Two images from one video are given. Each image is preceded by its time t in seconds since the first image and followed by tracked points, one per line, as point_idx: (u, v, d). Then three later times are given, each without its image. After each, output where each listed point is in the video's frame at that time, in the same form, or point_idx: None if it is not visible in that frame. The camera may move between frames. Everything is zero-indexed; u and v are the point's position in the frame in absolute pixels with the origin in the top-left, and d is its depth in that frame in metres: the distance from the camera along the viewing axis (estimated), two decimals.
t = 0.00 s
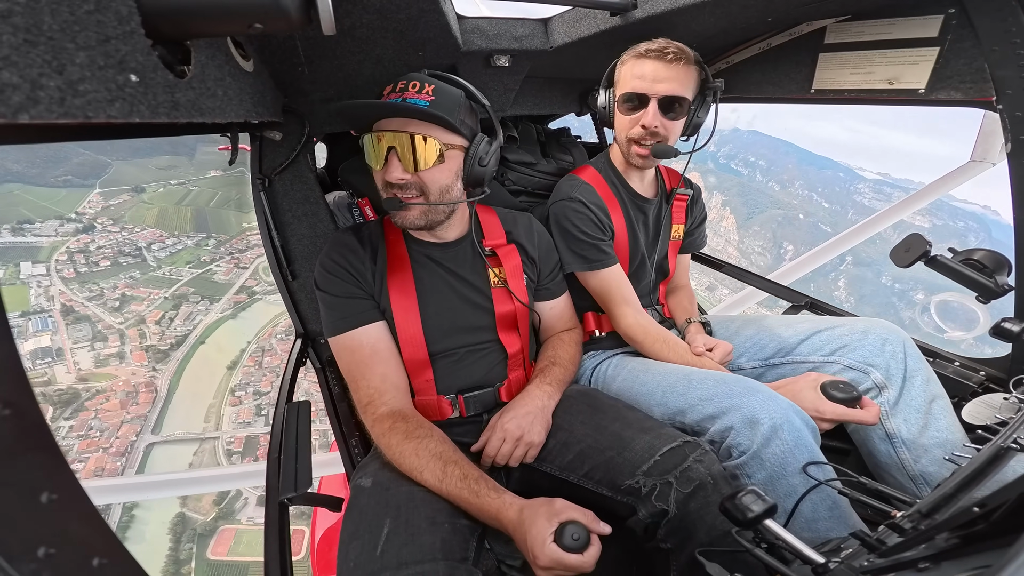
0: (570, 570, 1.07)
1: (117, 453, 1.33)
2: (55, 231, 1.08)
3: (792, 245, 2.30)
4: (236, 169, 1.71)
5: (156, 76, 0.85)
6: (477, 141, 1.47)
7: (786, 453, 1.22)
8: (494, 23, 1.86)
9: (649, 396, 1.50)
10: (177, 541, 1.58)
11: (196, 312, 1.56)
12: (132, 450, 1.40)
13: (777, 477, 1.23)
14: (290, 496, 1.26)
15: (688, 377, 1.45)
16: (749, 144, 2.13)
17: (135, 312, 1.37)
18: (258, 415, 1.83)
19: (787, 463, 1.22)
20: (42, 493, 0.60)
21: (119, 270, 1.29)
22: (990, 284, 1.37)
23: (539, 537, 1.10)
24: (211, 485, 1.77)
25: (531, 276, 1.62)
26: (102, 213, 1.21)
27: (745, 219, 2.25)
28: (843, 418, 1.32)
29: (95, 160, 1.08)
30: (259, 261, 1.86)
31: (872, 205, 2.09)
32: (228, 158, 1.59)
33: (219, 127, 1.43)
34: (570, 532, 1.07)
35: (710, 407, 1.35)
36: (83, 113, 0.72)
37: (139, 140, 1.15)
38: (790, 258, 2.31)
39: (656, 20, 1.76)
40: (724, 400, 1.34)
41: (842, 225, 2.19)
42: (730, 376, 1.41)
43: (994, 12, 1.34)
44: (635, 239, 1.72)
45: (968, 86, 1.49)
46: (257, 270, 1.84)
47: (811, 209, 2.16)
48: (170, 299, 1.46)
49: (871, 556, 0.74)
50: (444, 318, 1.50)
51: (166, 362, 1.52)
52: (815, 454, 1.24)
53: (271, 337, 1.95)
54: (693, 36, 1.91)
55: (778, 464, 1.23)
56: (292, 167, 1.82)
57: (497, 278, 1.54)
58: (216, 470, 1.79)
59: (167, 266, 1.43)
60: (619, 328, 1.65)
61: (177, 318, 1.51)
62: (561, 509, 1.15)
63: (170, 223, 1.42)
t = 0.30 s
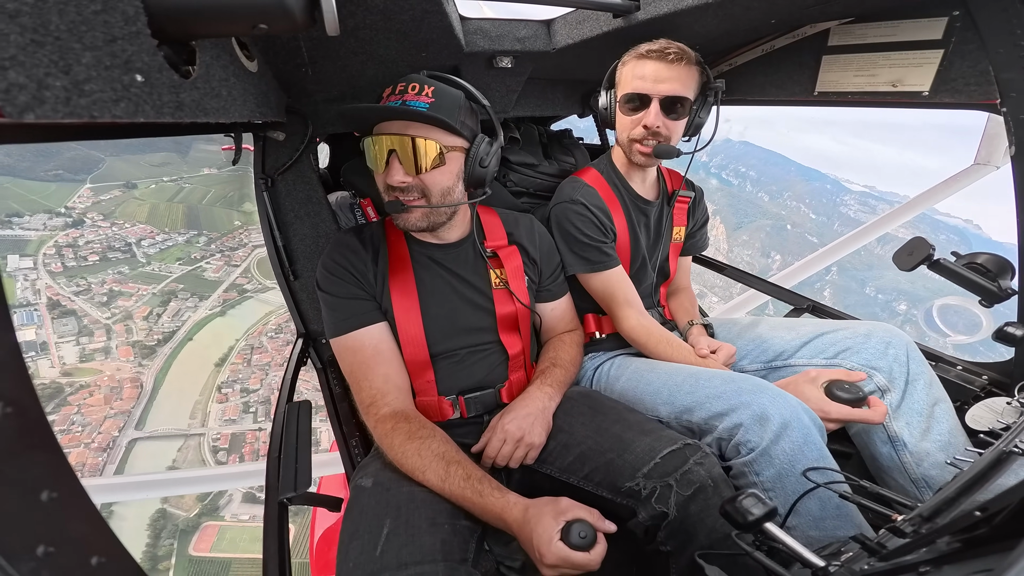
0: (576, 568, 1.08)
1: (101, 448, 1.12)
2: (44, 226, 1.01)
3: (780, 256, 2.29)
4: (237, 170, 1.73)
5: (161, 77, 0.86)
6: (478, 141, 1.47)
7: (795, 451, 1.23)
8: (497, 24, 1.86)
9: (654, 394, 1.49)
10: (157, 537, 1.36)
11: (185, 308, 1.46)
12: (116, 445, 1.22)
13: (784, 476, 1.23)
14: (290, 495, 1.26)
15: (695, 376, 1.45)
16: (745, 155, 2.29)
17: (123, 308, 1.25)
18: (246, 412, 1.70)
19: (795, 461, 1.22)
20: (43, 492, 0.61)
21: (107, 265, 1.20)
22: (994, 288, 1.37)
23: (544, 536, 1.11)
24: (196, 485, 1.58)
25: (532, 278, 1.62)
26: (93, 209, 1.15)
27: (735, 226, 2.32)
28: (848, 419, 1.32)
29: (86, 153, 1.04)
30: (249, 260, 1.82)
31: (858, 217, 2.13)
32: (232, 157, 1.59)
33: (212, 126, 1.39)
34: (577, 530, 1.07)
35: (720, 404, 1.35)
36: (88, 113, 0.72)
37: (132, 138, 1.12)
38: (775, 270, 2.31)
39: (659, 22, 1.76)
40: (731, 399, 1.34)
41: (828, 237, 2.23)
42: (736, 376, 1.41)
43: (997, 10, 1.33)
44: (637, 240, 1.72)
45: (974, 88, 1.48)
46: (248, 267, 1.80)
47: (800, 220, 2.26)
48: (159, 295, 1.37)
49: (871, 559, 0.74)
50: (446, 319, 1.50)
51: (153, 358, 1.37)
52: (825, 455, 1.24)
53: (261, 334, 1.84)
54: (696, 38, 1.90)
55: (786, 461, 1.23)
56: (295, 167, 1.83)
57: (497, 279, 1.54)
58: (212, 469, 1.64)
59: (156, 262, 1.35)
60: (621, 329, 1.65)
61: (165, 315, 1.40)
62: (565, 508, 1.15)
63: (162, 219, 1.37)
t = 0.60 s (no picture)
0: (573, 570, 1.08)
1: (90, 444, 1.08)
2: (37, 223, 1.01)
3: (770, 260, 2.35)
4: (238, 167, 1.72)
5: (167, 74, 0.86)
6: (475, 142, 1.47)
7: (795, 455, 1.22)
8: (501, 26, 1.86)
9: (654, 397, 1.48)
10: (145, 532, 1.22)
11: (177, 306, 1.46)
12: (105, 441, 1.16)
13: (783, 479, 1.23)
14: (285, 495, 1.26)
15: (695, 380, 1.45)
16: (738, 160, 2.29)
17: (114, 304, 1.23)
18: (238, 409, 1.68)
19: (794, 465, 1.22)
20: (35, 487, 0.61)
21: (99, 262, 1.19)
22: (993, 296, 1.37)
23: (542, 537, 1.10)
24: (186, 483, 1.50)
25: (532, 280, 1.62)
26: (86, 206, 1.14)
27: (728, 230, 2.28)
28: (847, 424, 1.31)
29: (82, 152, 1.03)
30: (245, 256, 1.79)
31: (846, 223, 2.25)
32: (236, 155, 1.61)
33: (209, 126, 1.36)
34: (575, 531, 1.08)
35: (720, 408, 1.34)
36: (94, 109, 0.72)
37: (128, 137, 1.10)
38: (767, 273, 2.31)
39: (663, 26, 1.76)
40: (730, 403, 1.34)
41: (818, 242, 2.34)
42: (736, 380, 1.41)
43: (1002, 16, 1.32)
44: (636, 244, 1.72)
45: (978, 96, 1.48)
46: (242, 266, 1.76)
47: (789, 225, 2.36)
48: (150, 293, 1.35)
49: (865, 566, 0.72)
50: (446, 320, 1.50)
51: (144, 355, 1.34)
52: (824, 460, 1.23)
53: (255, 332, 1.81)
54: (701, 42, 1.90)
55: (786, 465, 1.22)
56: (298, 166, 1.84)
57: (497, 281, 1.55)
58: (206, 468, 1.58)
59: (148, 260, 1.33)
60: (620, 332, 1.65)
61: (157, 312, 1.38)
62: (563, 509, 1.15)
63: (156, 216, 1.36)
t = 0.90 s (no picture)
0: (571, 571, 1.09)
1: (83, 440, 0.99)
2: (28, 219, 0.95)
3: (762, 263, 2.33)
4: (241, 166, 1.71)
5: (174, 71, 0.86)
6: (479, 144, 1.47)
7: (793, 461, 1.22)
8: (506, 28, 1.86)
9: (653, 401, 1.48)
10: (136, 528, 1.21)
11: (171, 304, 1.42)
12: (100, 438, 1.10)
13: (780, 486, 1.22)
14: (281, 493, 1.26)
15: (694, 385, 1.44)
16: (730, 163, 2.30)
17: (107, 301, 1.19)
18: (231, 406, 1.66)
19: (792, 472, 1.21)
20: (29, 482, 0.61)
21: (93, 258, 1.15)
22: (995, 305, 1.36)
23: (541, 537, 1.11)
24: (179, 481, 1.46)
25: (532, 282, 1.62)
26: (79, 204, 1.12)
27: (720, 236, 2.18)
28: (847, 431, 1.31)
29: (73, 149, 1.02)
30: (238, 255, 1.75)
31: (836, 226, 2.18)
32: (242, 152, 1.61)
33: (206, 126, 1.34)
34: (574, 531, 1.08)
35: (719, 413, 1.34)
36: (101, 105, 0.73)
37: (126, 133, 1.11)
38: (759, 275, 2.30)
39: (669, 30, 1.76)
40: (729, 408, 1.33)
41: (808, 245, 2.28)
42: (736, 385, 1.41)
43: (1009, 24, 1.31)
44: (637, 248, 1.71)
45: (983, 103, 1.47)
46: (235, 265, 1.73)
47: (779, 229, 2.34)
48: (144, 291, 1.33)
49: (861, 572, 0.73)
50: (446, 320, 1.50)
51: (137, 352, 1.30)
52: (822, 466, 1.23)
53: (248, 331, 1.80)
54: (706, 46, 1.90)
55: (783, 471, 1.22)
56: (301, 164, 1.85)
57: (497, 282, 1.55)
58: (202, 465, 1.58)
59: (142, 258, 1.31)
60: (620, 335, 1.65)
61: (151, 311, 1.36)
62: (561, 510, 1.15)
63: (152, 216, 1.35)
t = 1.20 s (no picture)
0: (567, 572, 1.08)
1: (73, 439, 0.97)
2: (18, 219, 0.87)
3: (752, 263, 2.36)
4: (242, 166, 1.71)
5: (181, 68, 0.87)
6: (475, 149, 1.47)
7: (792, 467, 1.22)
8: (511, 31, 1.86)
9: (652, 405, 1.48)
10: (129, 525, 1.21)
11: (163, 303, 1.44)
12: (91, 436, 1.09)
13: (780, 491, 1.22)
14: (276, 492, 1.26)
15: (694, 389, 1.44)
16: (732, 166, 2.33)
17: (99, 301, 1.19)
18: (224, 405, 1.67)
19: (792, 477, 1.22)
20: (23, 477, 0.61)
21: (85, 259, 1.14)
22: (995, 316, 1.35)
23: (538, 538, 1.10)
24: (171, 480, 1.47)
25: (532, 286, 1.62)
26: (71, 203, 1.08)
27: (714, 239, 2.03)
28: (845, 437, 1.31)
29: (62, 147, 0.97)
30: (230, 257, 1.71)
31: (825, 228, 2.31)
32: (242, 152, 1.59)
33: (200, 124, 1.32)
34: (571, 533, 1.07)
35: (718, 418, 1.34)
36: (107, 102, 0.73)
37: (112, 131, 1.06)
38: (750, 275, 2.32)
39: (673, 36, 1.76)
40: (729, 413, 1.33)
41: (798, 246, 2.41)
42: (736, 390, 1.40)
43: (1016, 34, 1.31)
44: (637, 253, 1.71)
45: (987, 112, 1.45)
46: (229, 265, 1.70)
47: (771, 229, 2.44)
48: (136, 290, 1.32)
49: None
50: (445, 321, 1.50)
51: (131, 352, 1.31)
52: (820, 473, 1.24)
53: (242, 330, 1.79)
54: (710, 52, 1.90)
55: (783, 476, 1.22)
56: (304, 163, 1.86)
57: (497, 285, 1.55)
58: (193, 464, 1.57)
59: (134, 258, 1.30)
60: (619, 340, 1.65)
61: (144, 309, 1.35)
62: (558, 511, 1.15)
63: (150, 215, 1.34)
